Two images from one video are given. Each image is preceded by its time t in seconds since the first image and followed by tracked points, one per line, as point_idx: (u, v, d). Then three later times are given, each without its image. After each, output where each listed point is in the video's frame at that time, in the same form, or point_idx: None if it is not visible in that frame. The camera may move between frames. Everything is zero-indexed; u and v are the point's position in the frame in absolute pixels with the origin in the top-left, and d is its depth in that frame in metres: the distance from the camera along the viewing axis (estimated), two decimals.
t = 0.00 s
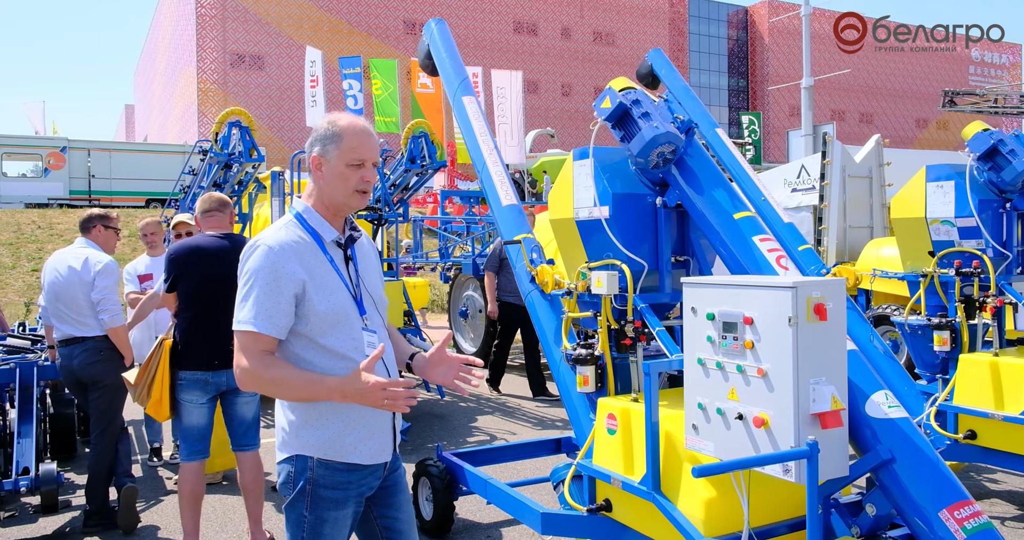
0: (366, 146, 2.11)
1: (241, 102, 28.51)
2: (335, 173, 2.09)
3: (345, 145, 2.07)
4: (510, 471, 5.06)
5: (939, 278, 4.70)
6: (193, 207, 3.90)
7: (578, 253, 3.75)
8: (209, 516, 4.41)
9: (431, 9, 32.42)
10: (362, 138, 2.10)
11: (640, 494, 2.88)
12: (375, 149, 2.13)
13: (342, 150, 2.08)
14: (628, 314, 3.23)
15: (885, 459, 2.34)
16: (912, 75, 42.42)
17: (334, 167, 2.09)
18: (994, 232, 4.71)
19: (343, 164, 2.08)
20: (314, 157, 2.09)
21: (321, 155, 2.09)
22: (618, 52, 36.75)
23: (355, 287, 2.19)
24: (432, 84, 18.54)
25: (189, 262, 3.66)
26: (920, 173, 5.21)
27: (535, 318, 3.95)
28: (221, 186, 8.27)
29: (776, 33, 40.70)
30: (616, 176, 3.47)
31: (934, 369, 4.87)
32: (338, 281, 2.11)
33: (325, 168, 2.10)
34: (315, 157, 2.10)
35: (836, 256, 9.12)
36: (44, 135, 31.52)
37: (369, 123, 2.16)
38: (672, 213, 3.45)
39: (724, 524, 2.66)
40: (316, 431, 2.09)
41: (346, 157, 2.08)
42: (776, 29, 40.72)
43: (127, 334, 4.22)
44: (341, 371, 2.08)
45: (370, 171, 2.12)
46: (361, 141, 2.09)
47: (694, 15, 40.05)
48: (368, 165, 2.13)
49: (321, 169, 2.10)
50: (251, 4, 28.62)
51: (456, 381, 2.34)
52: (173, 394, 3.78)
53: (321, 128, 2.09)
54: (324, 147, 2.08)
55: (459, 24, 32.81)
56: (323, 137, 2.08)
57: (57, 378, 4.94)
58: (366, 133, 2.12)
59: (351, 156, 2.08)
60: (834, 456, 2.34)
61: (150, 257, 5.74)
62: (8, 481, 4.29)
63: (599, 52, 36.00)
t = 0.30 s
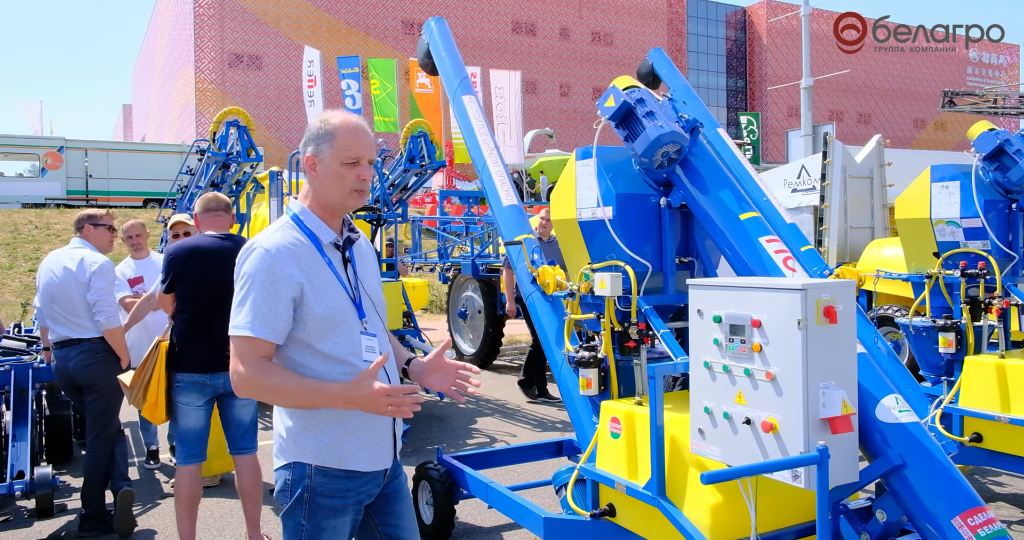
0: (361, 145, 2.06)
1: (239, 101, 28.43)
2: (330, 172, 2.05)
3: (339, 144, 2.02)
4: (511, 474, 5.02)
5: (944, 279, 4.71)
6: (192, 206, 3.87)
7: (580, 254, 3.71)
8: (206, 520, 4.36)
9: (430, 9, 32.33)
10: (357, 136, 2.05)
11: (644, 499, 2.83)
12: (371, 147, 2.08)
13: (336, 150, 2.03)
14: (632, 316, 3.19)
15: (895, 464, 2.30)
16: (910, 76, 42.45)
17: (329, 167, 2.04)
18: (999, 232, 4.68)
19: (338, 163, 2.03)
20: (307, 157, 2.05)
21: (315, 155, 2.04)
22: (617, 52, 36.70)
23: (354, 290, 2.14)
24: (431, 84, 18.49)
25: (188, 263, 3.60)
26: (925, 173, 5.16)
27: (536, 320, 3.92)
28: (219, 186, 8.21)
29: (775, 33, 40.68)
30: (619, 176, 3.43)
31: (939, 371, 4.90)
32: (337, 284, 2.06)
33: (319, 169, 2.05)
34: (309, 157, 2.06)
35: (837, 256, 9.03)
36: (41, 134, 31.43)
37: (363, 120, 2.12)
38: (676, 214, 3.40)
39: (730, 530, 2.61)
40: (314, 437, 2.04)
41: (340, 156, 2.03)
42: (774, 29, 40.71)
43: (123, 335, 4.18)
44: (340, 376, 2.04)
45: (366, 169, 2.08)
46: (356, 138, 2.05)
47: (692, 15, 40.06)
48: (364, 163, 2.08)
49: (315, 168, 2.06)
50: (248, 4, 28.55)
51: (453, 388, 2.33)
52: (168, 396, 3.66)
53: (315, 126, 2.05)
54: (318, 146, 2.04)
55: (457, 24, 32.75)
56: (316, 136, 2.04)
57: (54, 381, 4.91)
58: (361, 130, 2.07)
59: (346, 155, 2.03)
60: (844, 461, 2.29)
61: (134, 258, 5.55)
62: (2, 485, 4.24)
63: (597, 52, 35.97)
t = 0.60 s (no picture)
0: (360, 143, 2.00)
1: (238, 101, 28.36)
2: (327, 172, 1.99)
3: (335, 142, 1.97)
4: (513, 477, 4.96)
5: (954, 280, 4.73)
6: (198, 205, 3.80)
7: (587, 254, 3.66)
8: (206, 523, 4.31)
9: (429, 8, 32.26)
10: (354, 134, 2.00)
11: (654, 504, 2.78)
12: (368, 144, 2.03)
13: (334, 148, 1.97)
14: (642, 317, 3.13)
15: (914, 470, 2.26)
16: (909, 76, 42.43)
17: (326, 166, 1.99)
18: (1011, 233, 4.63)
19: (335, 161, 1.98)
20: (304, 157, 1.99)
21: (312, 154, 1.99)
22: (617, 52, 36.64)
23: (356, 292, 2.08)
24: (430, 84, 18.47)
25: (196, 263, 3.55)
26: (935, 172, 5.12)
27: (541, 322, 3.87)
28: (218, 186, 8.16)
29: (775, 33, 40.63)
30: (627, 175, 3.37)
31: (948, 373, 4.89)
32: (338, 286, 2.01)
33: (318, 168, 2.00)
34: (305, 157, 2.00)
35: (840, 256, 9.06)
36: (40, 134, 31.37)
37: (360, 117, 2.06)
38: (686, 213, 3.34)
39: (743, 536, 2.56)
40: (315, 443, 1.99)
41: (337, 155, 1.97)
42: (774, 29, 40.68)
43: (121, 337, 4.11)
44: (340, 381, 1.98)
45: (364, 167, 2.02)
46: (353, 135, 1.99)
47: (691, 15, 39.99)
48: (362, 162, 2.03)
49: (313, 168, 2.00)
50: (248, 4, 28.47)
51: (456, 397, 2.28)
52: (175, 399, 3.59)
53: (314, 124, 2.00)
54: (316, 146, 1.98)
55: (457, 24, 32.68)
56: (315, 134, 1.98)
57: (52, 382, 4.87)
58: (356, 127, 2.01)
59: (343, 153, 1.98)
60: (862, 465, 2.24)
61: (128, 258, 5.51)
62: None
63: (597, 52, 35.90)
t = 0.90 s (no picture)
0: (367, 139, 1.94)
1: (236, 101, 28.24)
2: (332, 168, 1.93)
3: (341, 137, 1.90)
4: (517, 480, 4.89)
5: (965, 279, 4.76)
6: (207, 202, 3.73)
7: (595, 253, 3.60)
8: (205, 528, 4.23)
9: (428, 8, 32.20)
10: (360, 129, 1.93)
11: (667, 509, 2.72)
12: (375, 140, 1.96)
13: (340, 144, 1.91)
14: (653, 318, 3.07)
15: (938, 475, 2.22)
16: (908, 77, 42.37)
17: (331, 162, 1.92)
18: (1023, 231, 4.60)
19: (341, 158, 1.91)
20: (309, 153, 1.93)
21: (317, 151, 1.92)
22: (615, 53, 36.58)
23: (361, 293, 2.02)
24: (429, 84, 18.41)
25: (209, 263, 3.48)
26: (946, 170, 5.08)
27: (546, 322, 3.82)
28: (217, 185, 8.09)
29: (773, 34, 40.61)
30: (637, 173, 3.32)
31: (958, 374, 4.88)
32: (341, 287, 1.94)
33: (323, 164, 1.93)
34: (309, 154, 1.93)
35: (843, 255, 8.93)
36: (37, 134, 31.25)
37: (366, 111, 1.99)
38: (697, 211, 3.28)
39: None
40: (317, 448, 1.92)
41: (343, 151, 1.91)
42: (773, 29, 40.66)
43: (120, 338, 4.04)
44: (343, 385, 1.92)
45: (371, 162, 1.96)
46: (358, 130, 1.93)
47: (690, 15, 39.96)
48: (369, 158, 1.96)
49: (319, 164, 1.94)
50: (246, 3, 28.37)
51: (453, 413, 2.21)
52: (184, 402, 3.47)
53: (320, 117, 1.93)
54: (321, 142, 1.92)
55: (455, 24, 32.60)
56: (320, 129, 1.92)
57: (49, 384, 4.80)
58: (362, 122, 1.95)
59: (350, 149, 1.91)
60: (886, 471, 2.18)
61: (124, 259, 5.44)
62: None
63: (595, 52, 35.85)
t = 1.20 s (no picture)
0: (371, 136, 1.89)
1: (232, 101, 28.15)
2: (335, 166, 1.88)
3: (345, 134, 1.85)
4: (518, 483, 4.84)
5: (972, 280, 4.75)
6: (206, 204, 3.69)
7: (600, 253, 3.56)
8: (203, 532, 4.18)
9: (424, 9, 32.15)
10: (365, 125, 1.88)
11: (676, 514, 2.67)
12: (379, 137, 1.90)
13: (343, 140, 1.86)
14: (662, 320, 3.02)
15: (957, 480, 2.22)
16: (903, 78, 42.41)
17: (335, 160, 1.87)
18: None
19: (345, 156, 1.86)
20: (313, 150, 1.87)
21: (320, 148, 1.87)
22: (611, 53, 36.56)
23: (365, 293, 1.96)
24: (426, 84, 18.36)
25: (204, 262, 3.40)
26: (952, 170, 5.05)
27: (549, 324, 3.78)
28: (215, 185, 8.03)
29: (769, 35, 40.65)
30: (644, 172, 3.28)
31: (964, 375, 4.92)
32: (345, 287, 1.89)
33: (327, 162, 1.88)
34: (312, 151, 1.88)
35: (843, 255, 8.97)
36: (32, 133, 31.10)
37: (370, 107, 1.94)
38: (705, 211, 3.25)
39: None
40: (321, 453, 1.87)
41: (347, 148, 1.85)
42: (768, 30, 40.70)
43: (117, 340, 3.98)
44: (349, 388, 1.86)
45: (376, 161, 1.90)
46: (363, 127, 1.87)
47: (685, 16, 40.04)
48: (373, 155, 1.91)
49: (322, 161, 1.88)
50: (242, 3, 28.29)
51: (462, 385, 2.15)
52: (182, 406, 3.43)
53: (324, 112, 1.88)
54: (324, 139, 1.86)
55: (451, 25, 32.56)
56: (324, 126, 1.87)
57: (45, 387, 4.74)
58: (367, 119, 1.89)
59: (354, 146, 1.86)
60: (904, 476, 2.16)
61: (118, 259, 5.38)
62: None
63: (592, 53, 35.84)
